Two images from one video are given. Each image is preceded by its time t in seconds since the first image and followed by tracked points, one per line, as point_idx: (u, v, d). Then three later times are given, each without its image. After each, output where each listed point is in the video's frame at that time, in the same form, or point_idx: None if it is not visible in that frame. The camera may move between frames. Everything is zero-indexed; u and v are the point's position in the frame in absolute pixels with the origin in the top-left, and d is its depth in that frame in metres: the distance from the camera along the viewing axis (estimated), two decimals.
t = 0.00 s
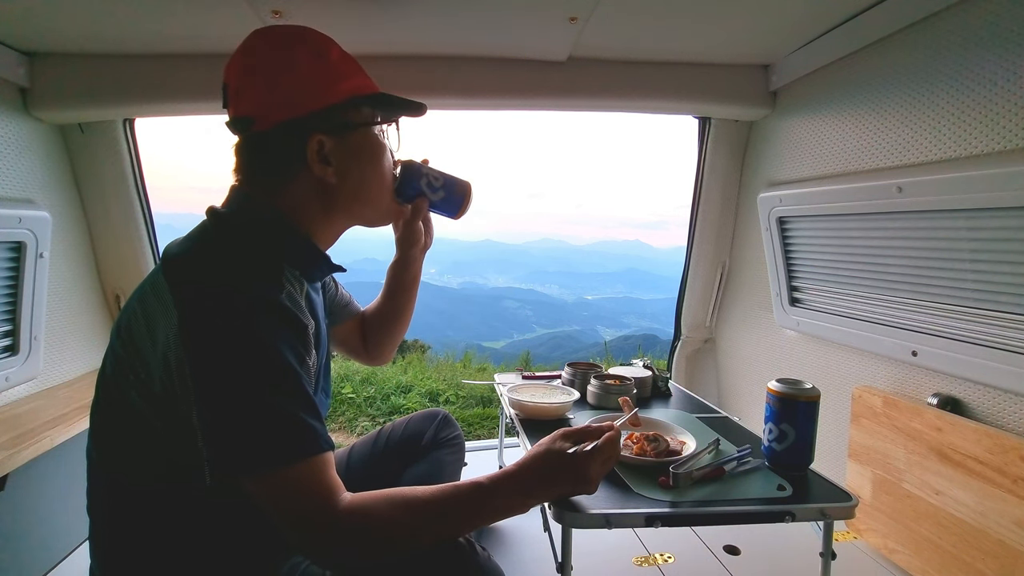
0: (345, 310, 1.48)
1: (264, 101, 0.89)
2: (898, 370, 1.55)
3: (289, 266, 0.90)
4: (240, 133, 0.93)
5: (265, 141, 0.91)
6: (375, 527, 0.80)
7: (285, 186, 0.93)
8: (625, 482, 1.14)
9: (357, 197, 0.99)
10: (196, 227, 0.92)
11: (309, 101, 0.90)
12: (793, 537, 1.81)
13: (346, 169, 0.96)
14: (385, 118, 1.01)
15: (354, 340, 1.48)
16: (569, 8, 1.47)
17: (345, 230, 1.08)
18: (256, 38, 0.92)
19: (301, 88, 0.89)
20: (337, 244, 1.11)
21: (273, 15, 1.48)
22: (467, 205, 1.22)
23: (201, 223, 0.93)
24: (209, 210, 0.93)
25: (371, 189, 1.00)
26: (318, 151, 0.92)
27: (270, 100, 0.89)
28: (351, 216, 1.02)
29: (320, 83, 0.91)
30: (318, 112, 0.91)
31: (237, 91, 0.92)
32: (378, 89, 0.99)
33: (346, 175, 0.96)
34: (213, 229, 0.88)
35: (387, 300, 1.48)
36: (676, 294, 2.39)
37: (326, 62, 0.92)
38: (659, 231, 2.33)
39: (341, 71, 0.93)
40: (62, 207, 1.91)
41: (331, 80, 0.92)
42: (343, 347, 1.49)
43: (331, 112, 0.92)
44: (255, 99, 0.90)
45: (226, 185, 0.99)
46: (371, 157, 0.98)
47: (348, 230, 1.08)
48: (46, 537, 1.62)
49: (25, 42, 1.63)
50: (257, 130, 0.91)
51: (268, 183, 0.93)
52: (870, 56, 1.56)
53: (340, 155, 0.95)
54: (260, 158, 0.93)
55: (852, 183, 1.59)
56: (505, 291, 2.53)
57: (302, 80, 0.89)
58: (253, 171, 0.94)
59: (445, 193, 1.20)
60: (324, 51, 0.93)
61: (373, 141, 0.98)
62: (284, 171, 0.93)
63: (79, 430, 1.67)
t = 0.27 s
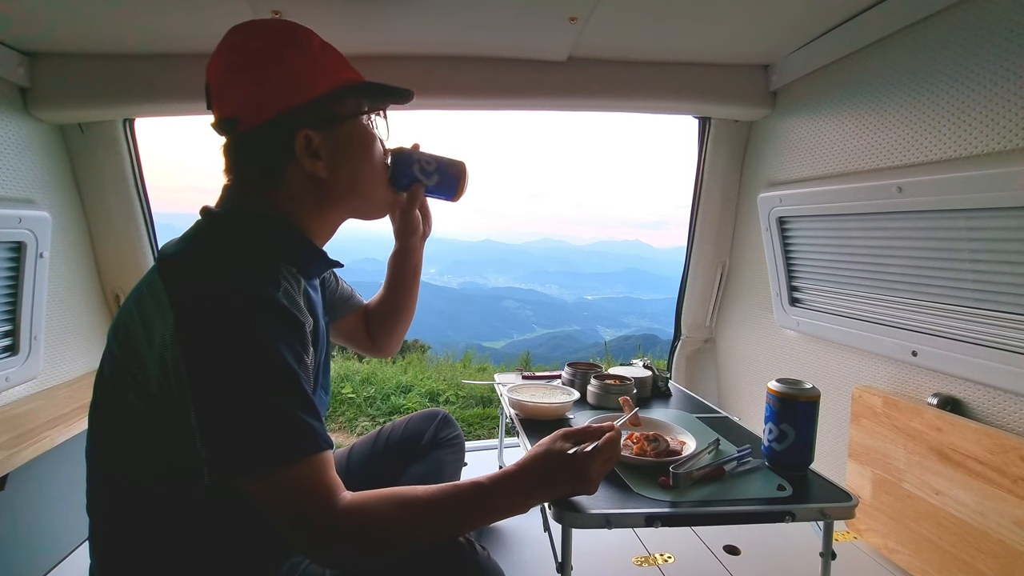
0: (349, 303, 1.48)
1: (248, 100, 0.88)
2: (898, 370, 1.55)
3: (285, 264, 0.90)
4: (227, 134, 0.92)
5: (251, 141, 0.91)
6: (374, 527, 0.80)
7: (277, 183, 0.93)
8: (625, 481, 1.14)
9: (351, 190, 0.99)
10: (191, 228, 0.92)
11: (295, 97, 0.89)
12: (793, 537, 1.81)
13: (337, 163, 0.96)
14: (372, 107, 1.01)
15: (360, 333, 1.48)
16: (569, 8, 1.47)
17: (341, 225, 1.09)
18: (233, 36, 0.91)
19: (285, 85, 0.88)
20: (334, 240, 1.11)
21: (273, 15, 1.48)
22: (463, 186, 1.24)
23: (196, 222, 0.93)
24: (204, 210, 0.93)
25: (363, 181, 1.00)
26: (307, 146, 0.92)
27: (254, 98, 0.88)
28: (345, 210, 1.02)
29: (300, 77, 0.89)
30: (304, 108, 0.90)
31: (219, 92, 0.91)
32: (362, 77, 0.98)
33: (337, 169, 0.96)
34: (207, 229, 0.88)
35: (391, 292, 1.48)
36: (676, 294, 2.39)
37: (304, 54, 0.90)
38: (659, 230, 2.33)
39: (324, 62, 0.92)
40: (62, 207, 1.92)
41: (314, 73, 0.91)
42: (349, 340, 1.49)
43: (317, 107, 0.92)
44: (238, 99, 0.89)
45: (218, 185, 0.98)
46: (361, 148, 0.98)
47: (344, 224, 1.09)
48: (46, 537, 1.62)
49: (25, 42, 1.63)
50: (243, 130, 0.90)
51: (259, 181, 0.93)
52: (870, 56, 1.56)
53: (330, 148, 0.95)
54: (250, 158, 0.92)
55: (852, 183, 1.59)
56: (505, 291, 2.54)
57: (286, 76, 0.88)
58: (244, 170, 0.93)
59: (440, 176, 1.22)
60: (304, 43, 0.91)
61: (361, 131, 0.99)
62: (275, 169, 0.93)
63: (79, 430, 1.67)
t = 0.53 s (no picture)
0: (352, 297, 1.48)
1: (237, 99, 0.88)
2: (898, 370, 1.55)
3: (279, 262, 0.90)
4: (218, 135, 0.92)
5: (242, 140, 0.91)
6: (374, 526, 0.80)
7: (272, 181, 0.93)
8: (625, 482, 1.14)
9: (346, 187, 0.98)
10: (187, 228, 0.92)
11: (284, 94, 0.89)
12: (793, 537, 1.81)
13: (330, 160, 0.95)
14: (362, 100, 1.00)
15: (364, 328, 1.48)
16: (569, 8, 1.47)
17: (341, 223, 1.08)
18: (218, 35, 0.90)
19: (275, 82, 0.88)
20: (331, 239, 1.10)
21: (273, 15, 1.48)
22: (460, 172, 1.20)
23: (192, 222, 0.93)
24: (199, 210, 0.93)
25: (357, 176, 0.98)
26: (299, 142, 0.92)
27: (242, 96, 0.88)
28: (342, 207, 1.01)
29: (287, 75, 0.89)
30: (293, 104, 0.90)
31: (207, 93, 0.91)
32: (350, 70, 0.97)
33: (330, 166, 0.95)
34: (203, 228, 0.88)
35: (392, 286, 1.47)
36: (675, 294, 2.39)
37: (290, 51, 0.89)
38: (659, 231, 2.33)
39: (312, 57, 0.91)
40: (62, 207, 1.92)
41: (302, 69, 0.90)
42: (352, 336, 1.49)
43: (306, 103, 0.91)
44: (227, 98, 0.88)
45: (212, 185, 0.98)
46: (353, 142, 0.97)
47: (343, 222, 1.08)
48: (46, 538, 1.62)
49: (25, 42, 1.63)
50: (233, 130, 0.90)
51: (253, 180, 0.93)
52: (870, 57, 1.56)
53: (322, 143, 0.94)
54: (243, 157, 0.92)
55: (852, 182, 1.59)
56: (505, 291, 2.54)
57: (274, 73, 0.88)
58: (238, 170, 0.93)
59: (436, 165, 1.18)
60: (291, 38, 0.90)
61: (354, 125, 0.97)
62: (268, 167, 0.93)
63: (79, 430, 1.67)
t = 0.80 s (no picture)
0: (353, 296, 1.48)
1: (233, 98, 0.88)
2: (898, 370, 1.55)
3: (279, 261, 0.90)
4: (215, 136, 0.92)
5: (239, 140, 0.91)
6: (373, 527, 0.80)
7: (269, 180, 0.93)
8: (625, 482, 1.14)
9: (343, 185, 0.98)
10: (185, 229, 0.92)
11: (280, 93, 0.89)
12: (793, 537, 1.81)
13: (327, 158, 0.95)
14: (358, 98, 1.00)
15: (364, 327, 1.49)
16: (569, 8, 1.47)
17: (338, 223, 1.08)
18: (213, 36, 0.90)
19: (270, 80, 0.88)
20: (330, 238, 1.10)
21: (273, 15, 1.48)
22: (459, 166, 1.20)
23: (191, 222, 0.93)
24: (198, 210, 0.93)
25: (355, 174, 0.98)
26: (296, 141, 0.92)
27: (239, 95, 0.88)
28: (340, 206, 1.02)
29: (283, 74, 0.89)
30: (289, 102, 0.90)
31: (203, 94, 0.91)
32: (346, 67, 0.98)
33: (328, 164, 0.95)
34: (202, 228, 0.88)
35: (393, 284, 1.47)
36: (675, 294, 2.39)
37: (285, 50, 0.89)
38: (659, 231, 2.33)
39: (307, 54, 0.92)
40: (62, 207, 1.92)
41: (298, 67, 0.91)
42: (352, 333, 1.49)
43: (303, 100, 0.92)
44: (223, 98, 0.89)
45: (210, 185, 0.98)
46: (351, 140, 0.97)
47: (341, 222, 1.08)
48: (46, 537, 1.63)
49: (25, 42, 1.63)
50: (230, 130, 0.90)
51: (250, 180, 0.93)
52: (869, 57, 1.56)
53: (319, 141, 0.94)
54: (240, 157, 0.92)
55: (852, 182, 1.59)
56: (505, 291, 2.54)
57: (270, 71, 0.88)
58: (235, 170, 0.93)
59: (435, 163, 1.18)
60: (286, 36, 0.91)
61: (351, 123, 0.98)
62: (264, 167, 0.93)
63: (79, 430, 1.67)
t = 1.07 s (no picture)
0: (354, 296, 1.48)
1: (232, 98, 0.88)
2: (898, 370, 1.55)
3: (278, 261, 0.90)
4: (214, 136, 0.92)
5: (239, 140, 0.91)
6: (372, 528, 0.80)
7: (269, 180, 0.93)
8: (625, 482, 1.14)
9: (343, 185, 0.98)
10: (184, 229, 0.92)
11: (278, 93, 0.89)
12: (794, 537, 1.81)
13: (327, 158, 0.95)
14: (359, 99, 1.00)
15: (364, 327, 1.48)
16: (569, 9, 1.47)
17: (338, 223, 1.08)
18: (213, 36, 0.90)
19: (269, 79, 0.88)
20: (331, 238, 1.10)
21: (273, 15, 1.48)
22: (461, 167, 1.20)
23: (191, 222, 0.93)
24: (198, 210, 0.93)
25: (355, 174, 0.98)
26: (296, 141, 0.92)
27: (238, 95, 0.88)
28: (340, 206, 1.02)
29: (283, 74, 0.89)
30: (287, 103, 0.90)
31: (203, 94, 0.92)
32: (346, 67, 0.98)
33: (328, 164, 0.95)
34: (202, 228, 0.88)
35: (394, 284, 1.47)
36: (675, 294, 2.39)
37: (285, 49, 0.89)
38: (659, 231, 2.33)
39: (306, 54, 0.91)
40: (62, 207, 1.92)
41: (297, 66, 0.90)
42: (353, 333, 1.49)
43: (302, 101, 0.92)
44: (222, 98, 0.89)
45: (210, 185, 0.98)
46: (351, 140, 0.97)
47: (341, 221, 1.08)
48: (46, 538, 1.62)
49: (25, 42, 1.64)
50: (229, 130, 0.90)
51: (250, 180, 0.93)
52: (869, 57, 1.56)
53: (320, 142, 0.94)
54: (240, 157, 0.92)
55: (852, 182, 1.59)
56: (505, 291, 2.54)
57: (269, 71, 0.88)
58: (235, 170, 0.93)
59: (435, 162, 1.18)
60: (286, 35, 0.91)
61: (352, 123, 0.98)
62: (265, 167, 0.93)
63: (79, 430, 1.67)
